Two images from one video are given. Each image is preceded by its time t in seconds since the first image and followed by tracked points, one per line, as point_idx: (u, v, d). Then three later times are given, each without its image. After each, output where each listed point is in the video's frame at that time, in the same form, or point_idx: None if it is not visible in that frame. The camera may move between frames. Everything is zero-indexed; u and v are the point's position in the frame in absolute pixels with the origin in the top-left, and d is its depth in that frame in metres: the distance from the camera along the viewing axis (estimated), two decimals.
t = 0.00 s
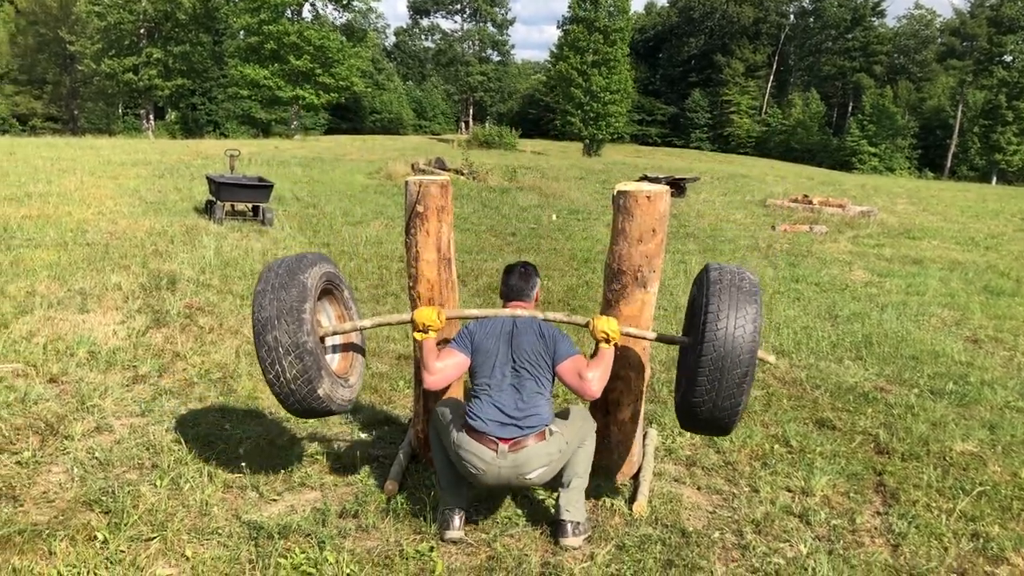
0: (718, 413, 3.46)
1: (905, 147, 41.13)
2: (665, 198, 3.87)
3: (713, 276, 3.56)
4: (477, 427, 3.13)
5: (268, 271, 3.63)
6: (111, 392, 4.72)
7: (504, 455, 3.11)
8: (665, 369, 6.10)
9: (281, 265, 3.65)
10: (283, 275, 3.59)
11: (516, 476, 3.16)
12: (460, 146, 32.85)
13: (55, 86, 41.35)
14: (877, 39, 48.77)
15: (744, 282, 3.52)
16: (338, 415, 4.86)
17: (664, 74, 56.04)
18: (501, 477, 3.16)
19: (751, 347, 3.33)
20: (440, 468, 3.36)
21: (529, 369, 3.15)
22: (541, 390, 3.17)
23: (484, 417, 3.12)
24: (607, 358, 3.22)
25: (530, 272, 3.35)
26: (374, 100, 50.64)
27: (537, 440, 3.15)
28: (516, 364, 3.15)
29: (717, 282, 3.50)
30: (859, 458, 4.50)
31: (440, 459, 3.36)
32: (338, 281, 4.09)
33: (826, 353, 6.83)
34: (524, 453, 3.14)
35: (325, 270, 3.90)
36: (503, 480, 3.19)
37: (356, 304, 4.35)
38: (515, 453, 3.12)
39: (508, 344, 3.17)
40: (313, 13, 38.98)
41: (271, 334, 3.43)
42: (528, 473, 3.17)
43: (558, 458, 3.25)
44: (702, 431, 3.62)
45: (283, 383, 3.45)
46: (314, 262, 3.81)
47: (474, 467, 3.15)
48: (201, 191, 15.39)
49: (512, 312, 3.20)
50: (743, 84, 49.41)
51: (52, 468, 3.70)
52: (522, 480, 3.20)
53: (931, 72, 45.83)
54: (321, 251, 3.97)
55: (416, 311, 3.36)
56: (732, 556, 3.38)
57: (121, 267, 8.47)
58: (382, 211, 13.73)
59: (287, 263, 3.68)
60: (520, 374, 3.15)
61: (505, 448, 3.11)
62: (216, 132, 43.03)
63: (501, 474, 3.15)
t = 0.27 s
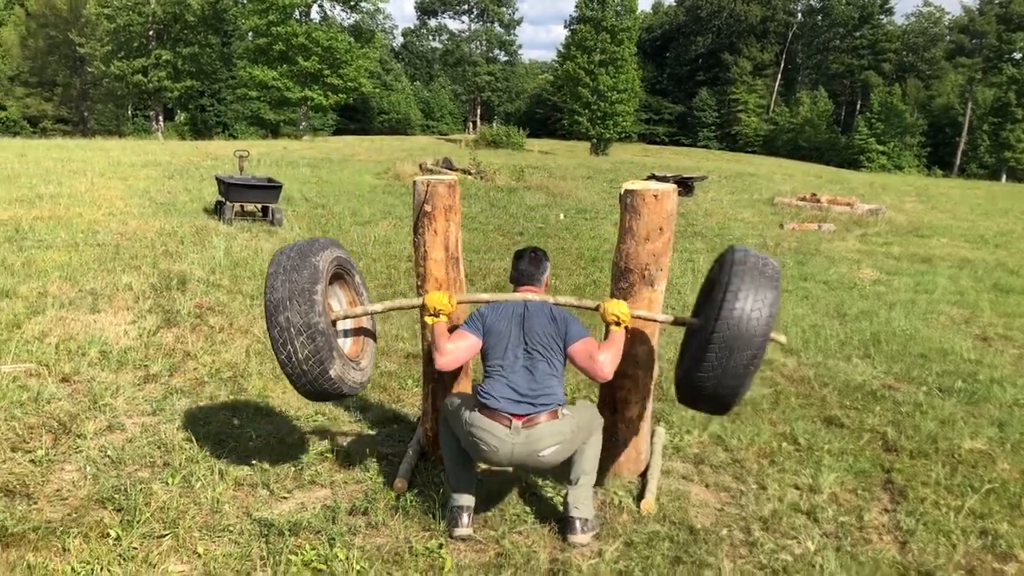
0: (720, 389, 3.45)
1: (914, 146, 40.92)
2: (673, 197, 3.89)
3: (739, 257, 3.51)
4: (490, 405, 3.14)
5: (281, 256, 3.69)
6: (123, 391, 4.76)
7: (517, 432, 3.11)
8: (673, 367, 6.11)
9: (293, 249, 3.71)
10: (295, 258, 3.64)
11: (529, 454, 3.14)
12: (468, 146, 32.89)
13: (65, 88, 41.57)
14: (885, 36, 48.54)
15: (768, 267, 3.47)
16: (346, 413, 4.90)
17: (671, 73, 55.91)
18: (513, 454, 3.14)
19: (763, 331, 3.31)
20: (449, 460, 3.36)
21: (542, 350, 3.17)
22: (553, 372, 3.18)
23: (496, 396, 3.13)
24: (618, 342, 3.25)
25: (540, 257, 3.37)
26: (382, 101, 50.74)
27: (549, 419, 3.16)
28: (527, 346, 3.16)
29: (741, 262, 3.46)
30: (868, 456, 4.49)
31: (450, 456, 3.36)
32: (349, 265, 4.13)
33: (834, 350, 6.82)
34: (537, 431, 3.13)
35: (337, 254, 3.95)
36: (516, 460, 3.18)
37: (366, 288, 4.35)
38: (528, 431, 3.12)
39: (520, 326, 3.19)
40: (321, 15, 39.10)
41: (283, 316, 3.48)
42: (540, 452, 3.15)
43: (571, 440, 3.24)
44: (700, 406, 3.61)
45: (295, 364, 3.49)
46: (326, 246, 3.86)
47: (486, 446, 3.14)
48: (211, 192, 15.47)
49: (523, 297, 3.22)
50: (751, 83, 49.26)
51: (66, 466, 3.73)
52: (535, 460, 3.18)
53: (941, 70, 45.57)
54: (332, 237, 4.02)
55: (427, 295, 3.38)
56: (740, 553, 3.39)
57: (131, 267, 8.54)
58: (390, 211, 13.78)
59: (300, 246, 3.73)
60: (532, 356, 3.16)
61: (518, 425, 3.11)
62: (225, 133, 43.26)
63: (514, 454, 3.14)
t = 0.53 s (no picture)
0: (736, 348, 3.51)
1: (921, 147, 40.77)
2: (679, 200, 3.90)
3: (746, 216, 3.57)
4: (500, 359, 3.13)
5: (290, 215, 3.70)
6: (132, 395, 4.78)
7: (526, 383, 3.07)
8: (680, 369, 6.12)
9: (302, 209, 3.72)
10: (304, 218, 3.66)
11: (538, 408, 3.09)
12: (474, 149, 32.93)
13: (72, 93, 41.75)
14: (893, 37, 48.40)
15: (776, 224, 3.53)
16: (355, 415, 4.93)
17: (678, 75, 55.85)
18: (522, 409, 3.09)
19: (776, 287, 3.37)
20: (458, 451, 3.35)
21: (552, 309, 3.20)
22: (563, 331, 3.19)
23: (506, 350, 3.13)
24: (629, 301, 3.23)
25: (550, 217, 3.41)
26: (388, 105, 50.82)
27: (559, 373, 3.13)
28: (538, 305, 3.19)
29: (749, 222, 3.52)
30: (875, 458, 4.48)
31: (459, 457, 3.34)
32: (359, 227, 4.18)
33: (842, 353, 6.81)
34: (546, 385, 3.10)
35: (344, 216, 3.96)
36: (526, 416, 3.12)
37: (375, 250, 4.44)
38: (537, 382, 3.08)
39: (531, 286, 3.21)
40: (328, 18, 39.24)
41: (291, 275, 3.49)
42: (549, 407, 3.10)
43: (583, 399, 3.19)
44: (717, 367, 3.70)
45: (302, 323, 3.49)
46: (334, 207, 3.87)
47: (495, 401, 3.08)
48: (218, 197, 15.54)
49: (533, 257, 3.25)
50: (758, 85, 49.17)
51: (75, 470, 3.74)
52: (546, 416, 3.13)
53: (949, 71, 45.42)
54: (341, 199, 4.04)
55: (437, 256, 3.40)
56: (748, 555, 3.39)
57: (139, 272, 8.58)
58: (396, 215, 13.82)
59: (309, 208, 3.75)
60: (543, 316, 3.17)
61: (528, 377, 3.08)
62: (231, 137, 43.44)
63: (523, 408, 3.09)
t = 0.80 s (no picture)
0: (751, 304, 3.56)
1: (922, 151, 40.80)
2: (682, 206, 3.92)
3: (746, 169, 3.59)
4: (505, 318, 3.10)
5: (291, 169, 3.71)
6: (138, 400, 4.81)
7: (532, 339, 3.05)
8: (683, 374, 6.14)
9: (303, 163, 3.73)
10: (306, 172, 3.67)
11: (544, 364, 3.05)
12: (475, 155, 33.01)
13: (75, 99, 41.91)
14: (893, 42, 48.52)
15: (778, 174, 3.54)
16: (360, 420, 4.96)
17: (678, 80, 55.94)
18: (528, 366, 3.05)
19: (784, 239, 3.40)
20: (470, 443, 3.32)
21: (557, 266, 3.16)
22: (570, 290, 3.17)
23: (511, 310, 3.10)
24: (635, 257, 3.16)
25: (556, 169, 3.37)
26: (389, 110, 50.95)
27: (565, 333, 3.10)
28: (544, 262, 3.16)
29: (750, 176, 3.53)
30: (877, 463, 4.50)
31: (466, 463, 3.31)
32: (361, 181, 4.18)
33: (844, 358, 6.83)
34: (552, 344, 3.07)
35: (346, 169, 3.96)
36: (532, 374, 3.08)
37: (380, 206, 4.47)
38: (542, 341, 3.05)
39: (538, 241, 3.17)
40: (329, 24, 39.31)
41: (296, 231, 3.51)
42: (554, 364, 3.06)
43: (587, 360, 3.14)
44: (736, 324, 3.75)
45: (309, 279, 3.54)
46: (336, 160, 3.88)
47: (501, 359, 3.05)
48: (221, 202, 15.59)
49: (540, 211, 3.20)
50: (758, 90, 49.30)
51: (83, 475, 3.77)
52: (552, 375, 3.08)
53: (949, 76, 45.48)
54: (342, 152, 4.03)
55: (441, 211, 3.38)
56: (752, 559, 3.41)
57: (143, 277, 8.62)
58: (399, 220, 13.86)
59: (310, 161, 3.75)
60: (549, 275, 3.15)
61: (533, 334, 3.05)
62: (233, 143, 43.58)
63: (531, 367, 3.05)
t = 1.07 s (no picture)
0: (748, 251, 3.64)
1: (915, 159, 41.07)
2: (679, 214, 3.97)
3: (763, 117, 3.67)
4: (510, 286, 3.16)
5: (291, 125, 3.74)
6: (137, 407, 4.81)
7: (536, 304, 3.11)
8: (679, 380, 6.19)
9: (303, 118, 3.76)
10: (306, 127, 3.70)
11: (548, 329, 3.11)
12: (471, 162, 33.07)
13: (69, 105, 41.88)
14: (885, 50, 48.87)
15: (794, 127, 3.61)
16: (359, 426, 4.98)
17: (672, 88, 56.22)
18: (534, 328, 3.11)
19: (790, 191, 3.48)
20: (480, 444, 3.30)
21: (558, 229, 3.19)
22: (571, 255, 3.20)
23: (515, 277, 3.15)
24: (636, 214, 3.17)
25: (558, 127, 3.41)
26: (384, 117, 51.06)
27: (567, 300, 3.14)
28: (545, 226, 3.19)
29: (764, 126, 3.61)
30: (873, 468, 4.54)
31: (475, 474, 3.31)
32: (362, 139, 4.20)
33: (839, 364, 6.89)
34: (555, 308, 3.13)
35: (346, 125, 3.98)
36: (537, 338, 3.13)
37: (380, 164, 4.48)
38: (546, 305, 3.11)
39: (539, 204, 3.20)
40: (324, 31, 39.39)
41: (295, 186, 3.54)
42: (557, 326, 3.11)
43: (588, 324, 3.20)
44: (730, 272, 3.83)
45: (308, 235, 3.56)
46: (336, 117, 3.91)
47: (506, 324, 3.12)
48: (217, 209, 15.60)
49: (541, 171, 3.23)
50: (752, 97, 49.58)
51: (84, 482, 3.77)
52: (554, 340, 3.13)
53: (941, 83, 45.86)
54: (343, 109, 4.07)
55: (444, 173, 3.45)
56: (750, 564, 3.44)
57: (141, 285, 8.63)
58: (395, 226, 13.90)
59: (310, 115, 3.78)
60: (551, 241, 3.19)
61: (537, 298, 3.11)
62: (227, 149, 43.58)
63: (536, 332, 3.11)
